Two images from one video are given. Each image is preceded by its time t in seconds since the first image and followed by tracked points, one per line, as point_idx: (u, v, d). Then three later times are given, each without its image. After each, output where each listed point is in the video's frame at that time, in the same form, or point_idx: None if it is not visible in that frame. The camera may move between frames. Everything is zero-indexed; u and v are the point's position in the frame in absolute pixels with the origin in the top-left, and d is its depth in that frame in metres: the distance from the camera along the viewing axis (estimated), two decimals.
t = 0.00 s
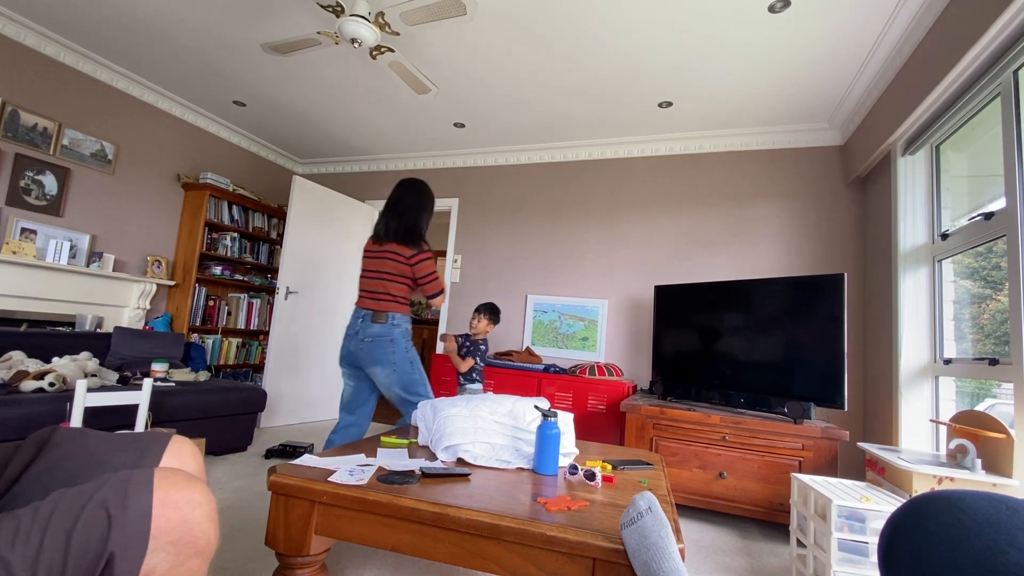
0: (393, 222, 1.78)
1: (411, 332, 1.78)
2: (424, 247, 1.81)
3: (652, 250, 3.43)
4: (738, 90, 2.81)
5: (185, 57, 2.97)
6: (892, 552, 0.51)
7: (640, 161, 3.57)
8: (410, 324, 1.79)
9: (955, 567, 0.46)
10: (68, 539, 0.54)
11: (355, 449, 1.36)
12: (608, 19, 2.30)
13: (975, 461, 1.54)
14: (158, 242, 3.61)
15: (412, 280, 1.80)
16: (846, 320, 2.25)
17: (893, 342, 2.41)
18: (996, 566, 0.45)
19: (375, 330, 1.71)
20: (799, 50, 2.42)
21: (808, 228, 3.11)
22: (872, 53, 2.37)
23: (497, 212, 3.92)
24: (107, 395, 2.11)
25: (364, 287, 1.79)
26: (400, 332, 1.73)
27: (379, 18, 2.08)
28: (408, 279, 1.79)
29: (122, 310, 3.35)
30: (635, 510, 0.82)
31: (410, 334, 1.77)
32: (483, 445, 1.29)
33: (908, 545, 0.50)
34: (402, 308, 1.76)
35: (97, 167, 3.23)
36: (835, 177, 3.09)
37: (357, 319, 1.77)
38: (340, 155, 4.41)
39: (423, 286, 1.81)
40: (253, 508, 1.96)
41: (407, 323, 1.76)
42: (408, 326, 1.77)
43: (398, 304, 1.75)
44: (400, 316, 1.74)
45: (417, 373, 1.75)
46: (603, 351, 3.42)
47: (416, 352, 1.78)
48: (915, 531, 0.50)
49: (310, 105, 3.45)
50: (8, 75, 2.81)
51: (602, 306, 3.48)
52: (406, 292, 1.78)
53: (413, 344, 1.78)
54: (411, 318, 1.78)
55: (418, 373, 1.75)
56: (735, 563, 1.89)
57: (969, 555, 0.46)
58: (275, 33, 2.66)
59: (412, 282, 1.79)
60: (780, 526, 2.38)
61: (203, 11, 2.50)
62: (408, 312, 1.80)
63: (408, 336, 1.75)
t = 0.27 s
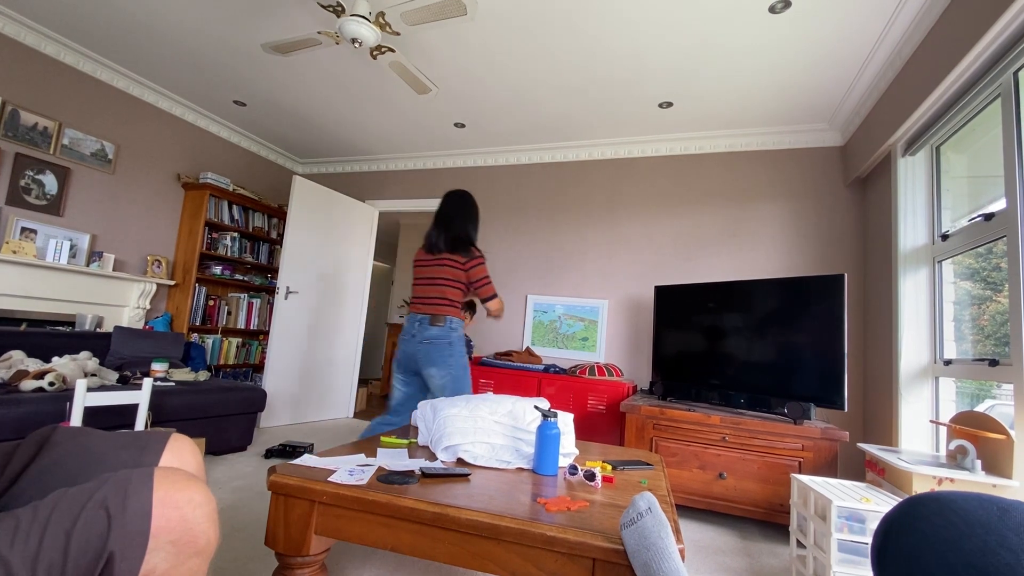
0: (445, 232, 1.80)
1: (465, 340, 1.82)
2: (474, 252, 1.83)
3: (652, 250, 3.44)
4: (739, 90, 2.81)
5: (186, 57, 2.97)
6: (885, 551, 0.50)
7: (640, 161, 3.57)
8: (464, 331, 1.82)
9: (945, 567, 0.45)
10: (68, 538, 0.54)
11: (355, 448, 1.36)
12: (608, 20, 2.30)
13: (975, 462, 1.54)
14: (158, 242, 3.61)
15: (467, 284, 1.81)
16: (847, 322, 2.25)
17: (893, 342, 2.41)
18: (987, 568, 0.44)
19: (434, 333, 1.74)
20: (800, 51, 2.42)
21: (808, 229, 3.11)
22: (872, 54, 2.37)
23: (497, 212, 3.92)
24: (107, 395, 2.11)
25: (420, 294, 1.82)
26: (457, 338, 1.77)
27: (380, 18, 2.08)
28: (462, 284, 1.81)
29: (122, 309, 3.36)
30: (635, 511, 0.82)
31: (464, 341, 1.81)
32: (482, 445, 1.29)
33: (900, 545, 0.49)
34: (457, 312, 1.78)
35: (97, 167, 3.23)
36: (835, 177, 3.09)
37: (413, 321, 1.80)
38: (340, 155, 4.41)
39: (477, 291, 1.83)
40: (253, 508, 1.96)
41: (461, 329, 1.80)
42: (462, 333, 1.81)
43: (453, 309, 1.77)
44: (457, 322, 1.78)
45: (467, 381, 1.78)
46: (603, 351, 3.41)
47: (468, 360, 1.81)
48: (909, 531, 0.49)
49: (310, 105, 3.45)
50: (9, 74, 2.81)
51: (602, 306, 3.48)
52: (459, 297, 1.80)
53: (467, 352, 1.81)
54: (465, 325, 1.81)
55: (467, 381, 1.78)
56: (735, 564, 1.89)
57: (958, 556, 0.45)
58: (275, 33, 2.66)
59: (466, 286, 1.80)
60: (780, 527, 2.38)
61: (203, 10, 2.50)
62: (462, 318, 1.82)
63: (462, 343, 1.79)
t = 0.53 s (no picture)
0: (491, 241, 1.90)
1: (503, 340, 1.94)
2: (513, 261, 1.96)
3: (652, 251, 3.44)
4: (739, 91, 2.81)
5: (186, 57, 2.98)
6: (886, 552, 0.50)
7: (640, 161, 3.57)
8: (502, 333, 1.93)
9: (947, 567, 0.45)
10: (68, 538, 0.54)
11: (354, 449, 1.36)
12: (609, 20, 2.30)
13: (975, 462, 1.54)
14: (158, 242, 3.61)
15: (507, 294, 1.96)
16: (846, 322, 2.25)
17: (893, 343, 2.41)
18: (989, 568, 0.44)
19: (476, 334, 1.85)
20: (800, 51, 2.42)
21: (808, 229, 3.11)
22: (872, 54, 2.37)
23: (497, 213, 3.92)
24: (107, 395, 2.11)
25: (463, 298, 1.90)
26: (496, 338, 1.88)
27: (380, 18, 2.08)
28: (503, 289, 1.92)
29: (122, 309, 3.36)
30: (634, 511, 0.82)
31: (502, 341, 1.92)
32: (482, 445, 1.29)
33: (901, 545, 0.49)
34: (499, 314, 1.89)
35: (97, 167, 3.23)
36: (835, 178, 3.09)
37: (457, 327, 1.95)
38: (340, 155, 4.42)
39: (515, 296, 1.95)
40: (253, 509, 1.96)
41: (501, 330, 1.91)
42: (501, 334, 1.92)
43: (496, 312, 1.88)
44: (497, 322, 1.87)
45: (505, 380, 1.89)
46: (603, 351, 3.41)
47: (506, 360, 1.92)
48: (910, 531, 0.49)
49: (310, 106, 3.45)
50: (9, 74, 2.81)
51: (602, 307, 3.48)
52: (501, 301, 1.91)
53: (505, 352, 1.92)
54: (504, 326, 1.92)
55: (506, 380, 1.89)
56: (735, 564, 1.89)
57: (959, 555, 0.45)
58: (276, 34, 2.66)
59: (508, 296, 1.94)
60: (780, 527, 2.38)
61: (204, 11, 2.50)
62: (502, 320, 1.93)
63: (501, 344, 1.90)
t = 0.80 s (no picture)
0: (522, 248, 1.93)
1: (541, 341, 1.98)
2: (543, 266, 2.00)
3: (653, 251, 3.43)
4: (739, 90, 2.81)
5: (187, 57, 2.98)
6: (886, 551, 0.50)
7: (641, 161, 3.57)
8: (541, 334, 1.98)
9: (946, 566, 0.45)
10: (69, 537, 0.53)
11: (356, 448, 1.36)
12: (610, 20, 2.30)
13: (976, 462, 1.54)
14: (159, 242, 3.62)
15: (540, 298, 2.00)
16: (847, 322, 2.24)
17: (894, 343, 2.40)
18: (989, 567, 0.43)
19: (516, 335, 1.89)
20: (802, 51, 2.41)
21: (809, 229, 3.10)
22: (874, 53, 2.37)
23: (497, 212, 3.92)
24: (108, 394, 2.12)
25: (499, 303, 1.94)
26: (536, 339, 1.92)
27: (381, 17, 2.08)
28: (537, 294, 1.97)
29: (123, 309, 3.36)
30: (635, 511, 0.82)
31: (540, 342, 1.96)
32: (483, 445, 1.28)
33: (900, 545, 0.49)
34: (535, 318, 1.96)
35: (98, 167, 3.23)
36: (836, 178, 3.09)
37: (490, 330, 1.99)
38: (341, 155, 4.42)
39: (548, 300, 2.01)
40: (254, 508, 1.96)
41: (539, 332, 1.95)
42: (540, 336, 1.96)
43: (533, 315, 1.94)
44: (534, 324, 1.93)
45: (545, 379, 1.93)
46: (603, 351, 3.41)
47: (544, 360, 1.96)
48: (911, 531, 0.49)
49: (311, 105, 3.45)
50: (11, 74, 2.82)
51: (602, 306, 3.47)
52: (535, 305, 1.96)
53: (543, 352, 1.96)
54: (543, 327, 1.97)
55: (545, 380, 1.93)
56: (736, 564, 1.89)
57: (958, 554, 0.45)
58: (277, 33, 2.66)
59: (540, 301, 2.00)
60: (781, 527, 2.38)
61: (205, 11, 2.50)
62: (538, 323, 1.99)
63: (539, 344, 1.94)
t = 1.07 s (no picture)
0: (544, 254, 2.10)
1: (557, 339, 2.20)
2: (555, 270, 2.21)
3: (653, 251, 3.43)
4: (739, 91, 2.81)
5: (188, 58, 2.98)
6: (886, 552, 0.50)
7: (641, 162, 3.57)
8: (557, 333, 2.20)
9: (947, 566, 0.45)
10: (71, 529, 0.55)
11: (356, 449, 1.36)
12: (610, 20, 2.30)
13: (976, 463, 1.54)
14: (159, 242, 3.62)
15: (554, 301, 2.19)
16: (847, 323, 2.24)
17: (894, 343, 2.40)
18: (990, 569, 0.43)
19: (549, 335, 2.07)
20: (802, 51, 2.41)
21: (810, 230, 3.10)
22: (874, 54, 2.37)
23: (498, 213, 3.92)
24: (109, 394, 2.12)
25: (525, 304, 2.07)
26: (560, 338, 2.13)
27: (381, 18, 2.08)
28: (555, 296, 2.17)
29: (124, 310, 3.36)
30: (635, 512, 0.82)
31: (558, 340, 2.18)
32: (483, 445, 1.28)
33: (900, 546, 0.49)
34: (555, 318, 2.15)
35: (99, 168, 3.23)
36: (836, 178, 3.09)
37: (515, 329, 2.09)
38: (341, 155, 4.42)
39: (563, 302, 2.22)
40: (253, 509, 1.96)
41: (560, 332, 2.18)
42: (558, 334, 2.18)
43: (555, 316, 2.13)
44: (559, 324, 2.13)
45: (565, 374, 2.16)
46: (604, 351, 3.41)
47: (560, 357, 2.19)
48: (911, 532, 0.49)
49: (311, 106, 3.45)
50: (12, 75, 2.82)
51: (602, 307, 3.47)
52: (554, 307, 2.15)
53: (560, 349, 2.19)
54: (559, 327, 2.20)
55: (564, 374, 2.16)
56: (736, 565, 1.89)
57: (960, 555, 0.45)
58: (277, 34, 2.66)
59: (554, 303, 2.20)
60: (782, 528, 2.37)
61: (206, 11, 2.50)
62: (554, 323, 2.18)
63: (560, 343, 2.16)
